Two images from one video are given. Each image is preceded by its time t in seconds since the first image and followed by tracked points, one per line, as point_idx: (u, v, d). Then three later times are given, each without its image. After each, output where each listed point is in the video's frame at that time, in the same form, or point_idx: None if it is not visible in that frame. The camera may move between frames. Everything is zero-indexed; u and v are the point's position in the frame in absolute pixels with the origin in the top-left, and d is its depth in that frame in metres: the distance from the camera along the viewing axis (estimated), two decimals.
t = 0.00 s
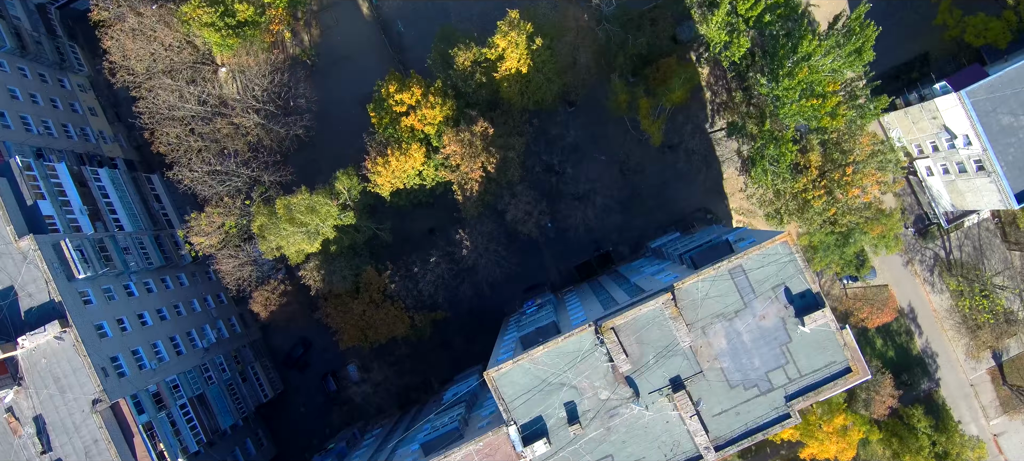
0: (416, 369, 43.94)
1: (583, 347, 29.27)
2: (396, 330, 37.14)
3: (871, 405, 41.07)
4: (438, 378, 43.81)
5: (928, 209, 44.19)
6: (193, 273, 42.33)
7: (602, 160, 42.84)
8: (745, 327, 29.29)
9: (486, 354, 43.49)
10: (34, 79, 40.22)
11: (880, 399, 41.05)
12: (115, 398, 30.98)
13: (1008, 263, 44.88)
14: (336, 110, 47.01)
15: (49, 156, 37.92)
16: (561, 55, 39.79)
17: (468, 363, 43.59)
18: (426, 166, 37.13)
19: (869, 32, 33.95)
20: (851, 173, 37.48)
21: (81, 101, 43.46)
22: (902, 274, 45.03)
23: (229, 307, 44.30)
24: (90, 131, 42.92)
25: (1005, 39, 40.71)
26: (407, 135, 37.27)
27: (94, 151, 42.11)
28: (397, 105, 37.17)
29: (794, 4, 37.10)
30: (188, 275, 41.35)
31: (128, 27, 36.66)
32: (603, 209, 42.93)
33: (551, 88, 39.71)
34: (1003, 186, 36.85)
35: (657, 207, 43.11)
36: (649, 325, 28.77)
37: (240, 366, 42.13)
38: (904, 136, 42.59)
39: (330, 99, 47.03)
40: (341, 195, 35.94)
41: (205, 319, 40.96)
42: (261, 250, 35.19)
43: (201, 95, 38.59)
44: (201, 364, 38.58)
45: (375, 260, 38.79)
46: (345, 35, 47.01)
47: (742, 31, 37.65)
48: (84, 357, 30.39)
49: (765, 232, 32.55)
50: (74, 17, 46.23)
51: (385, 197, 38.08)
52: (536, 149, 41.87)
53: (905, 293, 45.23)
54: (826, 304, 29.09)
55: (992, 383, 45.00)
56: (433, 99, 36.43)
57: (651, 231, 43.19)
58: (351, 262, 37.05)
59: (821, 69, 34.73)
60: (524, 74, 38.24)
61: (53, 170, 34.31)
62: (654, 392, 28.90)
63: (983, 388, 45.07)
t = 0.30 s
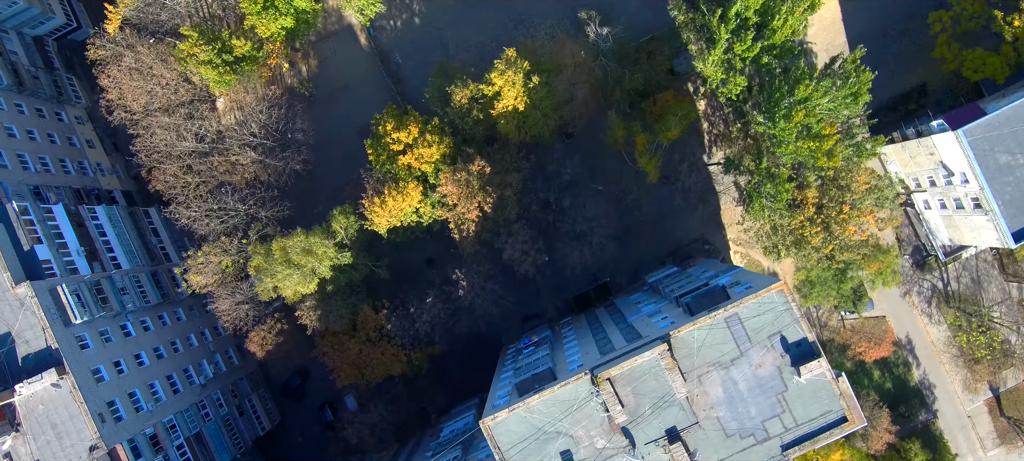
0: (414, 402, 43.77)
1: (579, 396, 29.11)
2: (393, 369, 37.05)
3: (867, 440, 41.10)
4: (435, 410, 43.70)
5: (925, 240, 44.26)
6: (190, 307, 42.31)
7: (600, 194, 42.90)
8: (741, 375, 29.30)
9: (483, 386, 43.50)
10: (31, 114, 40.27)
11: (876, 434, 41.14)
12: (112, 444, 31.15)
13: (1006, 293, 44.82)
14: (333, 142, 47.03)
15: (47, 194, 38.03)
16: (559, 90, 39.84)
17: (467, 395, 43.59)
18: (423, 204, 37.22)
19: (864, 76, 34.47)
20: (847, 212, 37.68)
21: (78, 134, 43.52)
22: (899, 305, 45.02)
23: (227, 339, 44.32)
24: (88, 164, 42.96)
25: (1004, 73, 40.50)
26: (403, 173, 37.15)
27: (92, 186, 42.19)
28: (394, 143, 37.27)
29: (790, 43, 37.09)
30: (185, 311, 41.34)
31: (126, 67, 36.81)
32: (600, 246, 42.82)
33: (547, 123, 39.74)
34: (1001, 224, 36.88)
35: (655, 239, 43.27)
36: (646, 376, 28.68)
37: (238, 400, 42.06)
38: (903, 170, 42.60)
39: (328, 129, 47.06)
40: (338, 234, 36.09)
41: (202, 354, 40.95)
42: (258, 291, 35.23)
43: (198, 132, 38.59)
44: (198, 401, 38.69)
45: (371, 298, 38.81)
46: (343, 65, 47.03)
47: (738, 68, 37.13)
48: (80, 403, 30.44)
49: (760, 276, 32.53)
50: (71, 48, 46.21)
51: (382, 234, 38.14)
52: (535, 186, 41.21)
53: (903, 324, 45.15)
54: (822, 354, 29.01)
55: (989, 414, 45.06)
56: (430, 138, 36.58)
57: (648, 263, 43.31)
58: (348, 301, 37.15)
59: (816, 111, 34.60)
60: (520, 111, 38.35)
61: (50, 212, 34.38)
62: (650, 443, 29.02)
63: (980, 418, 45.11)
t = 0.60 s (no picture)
0: (411, 438, 43.61)
1: (575, 447, 29.10)
2: (390, 409, 37.07)
3: None
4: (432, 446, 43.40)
5: (924, 274, 44.30)
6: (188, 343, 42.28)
7: (597, 230, 42.92)
8: (737, 426, 29.29)
9: (481, 421, 43.47)
10: (29, 152, 40.30)
11: None
12: None
13: (1004, 326, 44.82)
14: (331, 174, 47.11)
15: (44, 233, 38.11)
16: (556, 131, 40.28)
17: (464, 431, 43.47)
18: (421, 244, 37.28)
19: (859, 120, 34.83)
20: (845, 251, 37.78)
21: (76, 168, 43.58)
22: (897, 339, 44.96)
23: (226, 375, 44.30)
24: (86, 199, 43.01)
25: (1003, 110, 40.42)
26: (400, 213, 37.17)
27: (89, 221, 42.25)
28: (391, 182, 37.27)
29: (786, 84, 37.25)
30: (183, 347, 41.33)
31: (123, 109, 36.76)
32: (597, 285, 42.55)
33: (544, 161, 40.20)
34: (998, 264, 36.85)
35: (652, 273, 43.30)
36: (642, 428, 28.74)
37: (236, 437, 41.85)
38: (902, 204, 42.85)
39: (326, 162, 47.14)
40: (335, 276, 36.16)
41: (200, 391, 40.94)
42: (255, 335, 35.34)
43: (196, 172, 38.56)
44: (196, 439, 38.70)
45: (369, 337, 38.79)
46: (341, 97, 47.11)
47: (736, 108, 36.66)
48: (78, 451, 30.56)
49: (756, 322, 32.58)
50: (69, 80, 46.20)
51: (380, 273, 38.18)
52: (531, 225, 41.44)
53: (902, 358, 45.05)
54: (819, 406, 29.08)
55: (987, 446, 44.99)
56: (428, 179, 36.60)
57: (646, 298, 43.38)
58: (345, 342, 37.11)
59: (812, 155, 34.48)
60: (518, 150, 38.73)
61: (47, 256, 34.57)
62: None
63: (978, 451, 45.05)
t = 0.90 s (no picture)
0: None
1: None
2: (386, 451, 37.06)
3: None
4: None
5: (921, 308, 44.31)
6: (185, 379, 42.36)
7: (594, 266, 42.93)
8: None
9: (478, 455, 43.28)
10: (26, 191, 40.33)
11: None
12: None
13: (1003, 361, 44.68)
14: (330, 206, 47.16)
15: (42, 273, 38.28)
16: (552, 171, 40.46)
17: None
18: (418, 285, 37.26)
19: (854, 167, 34.53)
20: (843, 292, 37.56)
21: (74, 204, 43.55)
22: (894, 373, 45.03)
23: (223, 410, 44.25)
24: (84, 235, 43.03)
25: (1001, 147, 40.60)
26: (398, 254, 37.16)
27: (87, 257, 42.32)
28: (387, 224, 37.23)
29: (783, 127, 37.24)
30: (180, 384, 41.37)
31: (120, 151, 36.86)
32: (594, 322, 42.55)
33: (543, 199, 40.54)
34: (996, 306, 36.80)
35: (650, 309, 43.31)
36: None
37: None
38: (900, 240, 42.90)
39: (323, 194, 47.15)
40: (331, 319, 36.19)
41: (197, 427, 40.99)
42: (251, 380, 35.66)
43: (193, 213, 38.64)
44: None
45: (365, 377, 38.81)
46: (339, 129, 47.10)
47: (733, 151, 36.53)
48: None
49: (753, 370, 32.51)
50: (67, 113, 46.18)
51: (377, 314, 38.18)
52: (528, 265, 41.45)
53: (899, 391, 45.11)
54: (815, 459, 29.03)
55: None
56: (424, 220, 36.47)
57: (643, 333, 43.40)
58: (341, 383, 37.01)
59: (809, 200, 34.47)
60: (515, 190, 38.89)
61: (44, 301, 34.85)
62: None
63: None
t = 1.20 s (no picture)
0: None
1: None
2: None
3: None
4: None
5: (919, 344, 44.29)
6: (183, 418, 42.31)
7: (590, 302, 43.01)
8: None
9: None
10: (23, 230, 40.34)
11: None
12: None
13: (1000, 396, 44.54)
14: (327, 240, 47.00)
15: (37, 316, 38.39)
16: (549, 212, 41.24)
17: None
18: (414, 328, 37.38)
19: (850, 218, 34.95)
20: (840, 336, 37.41)
21: (71, 241, 43.55)
22: (892, 408, 45.12)
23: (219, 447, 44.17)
24: (80, 272, 43.02)
25: (998, 186, 40.57)
26: (393, 296, 37.08)
27: (84, 295, 42.37)
28: (383, 266, 37.12)
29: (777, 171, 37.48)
30: (178, 424, 41.41)
31: (116, 196, 36.87)
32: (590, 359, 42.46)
33: (539, 238, 40.57)
34: (992, 350, 36.81)
35: (645, 345, 43.37)
36: None
37: None
38: (897, 277, 42.87)
39: (320, 228, 47.04)
40: (326, 363, 36.16)
41: None
42: (246, 428, 35.77)
43: (189, 256, 38.49)
44: None
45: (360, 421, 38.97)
46: (335, 163, 47.07)
47: (730, 194, 36.41)
48: None
49: (751, 421, 32.32)
50: (63, 147, 46.18)
51: (372, 356, 38.02)
52: (524, 306, 41.48)
53: (896, 425, 45.19)
54: None
55: None
56: (421, 264, 36.41)
57: (639, 369, 43.42)
58: (337, 426, 37.14)
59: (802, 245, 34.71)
60: (512, 231, 38.89)
61: (40, 348, 34.95)
62: None
63: None
